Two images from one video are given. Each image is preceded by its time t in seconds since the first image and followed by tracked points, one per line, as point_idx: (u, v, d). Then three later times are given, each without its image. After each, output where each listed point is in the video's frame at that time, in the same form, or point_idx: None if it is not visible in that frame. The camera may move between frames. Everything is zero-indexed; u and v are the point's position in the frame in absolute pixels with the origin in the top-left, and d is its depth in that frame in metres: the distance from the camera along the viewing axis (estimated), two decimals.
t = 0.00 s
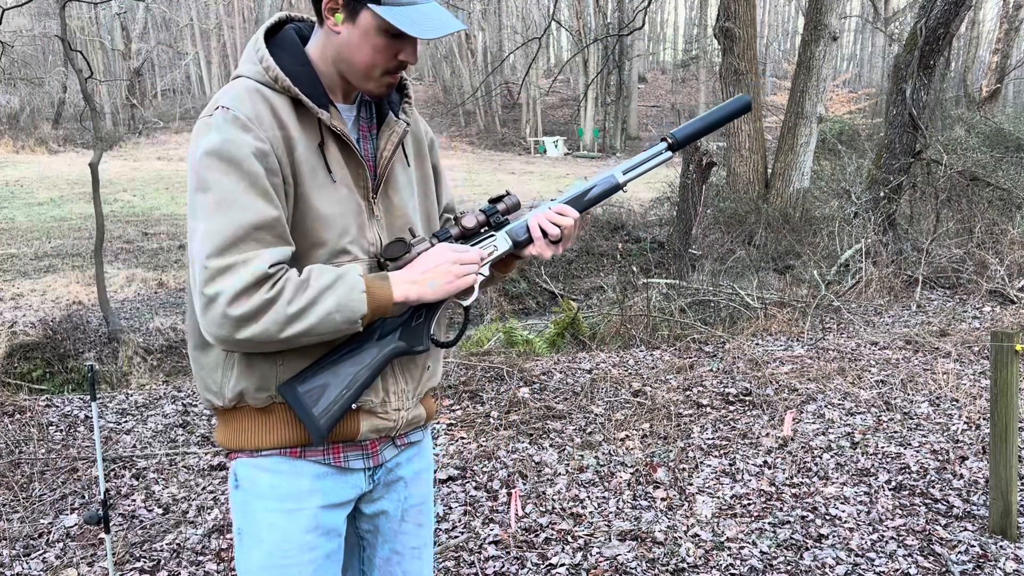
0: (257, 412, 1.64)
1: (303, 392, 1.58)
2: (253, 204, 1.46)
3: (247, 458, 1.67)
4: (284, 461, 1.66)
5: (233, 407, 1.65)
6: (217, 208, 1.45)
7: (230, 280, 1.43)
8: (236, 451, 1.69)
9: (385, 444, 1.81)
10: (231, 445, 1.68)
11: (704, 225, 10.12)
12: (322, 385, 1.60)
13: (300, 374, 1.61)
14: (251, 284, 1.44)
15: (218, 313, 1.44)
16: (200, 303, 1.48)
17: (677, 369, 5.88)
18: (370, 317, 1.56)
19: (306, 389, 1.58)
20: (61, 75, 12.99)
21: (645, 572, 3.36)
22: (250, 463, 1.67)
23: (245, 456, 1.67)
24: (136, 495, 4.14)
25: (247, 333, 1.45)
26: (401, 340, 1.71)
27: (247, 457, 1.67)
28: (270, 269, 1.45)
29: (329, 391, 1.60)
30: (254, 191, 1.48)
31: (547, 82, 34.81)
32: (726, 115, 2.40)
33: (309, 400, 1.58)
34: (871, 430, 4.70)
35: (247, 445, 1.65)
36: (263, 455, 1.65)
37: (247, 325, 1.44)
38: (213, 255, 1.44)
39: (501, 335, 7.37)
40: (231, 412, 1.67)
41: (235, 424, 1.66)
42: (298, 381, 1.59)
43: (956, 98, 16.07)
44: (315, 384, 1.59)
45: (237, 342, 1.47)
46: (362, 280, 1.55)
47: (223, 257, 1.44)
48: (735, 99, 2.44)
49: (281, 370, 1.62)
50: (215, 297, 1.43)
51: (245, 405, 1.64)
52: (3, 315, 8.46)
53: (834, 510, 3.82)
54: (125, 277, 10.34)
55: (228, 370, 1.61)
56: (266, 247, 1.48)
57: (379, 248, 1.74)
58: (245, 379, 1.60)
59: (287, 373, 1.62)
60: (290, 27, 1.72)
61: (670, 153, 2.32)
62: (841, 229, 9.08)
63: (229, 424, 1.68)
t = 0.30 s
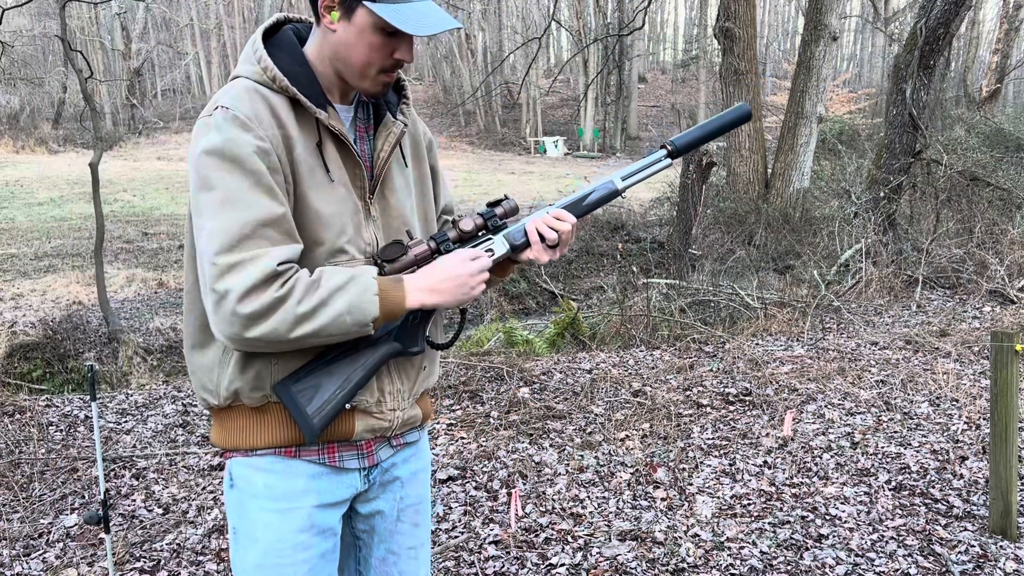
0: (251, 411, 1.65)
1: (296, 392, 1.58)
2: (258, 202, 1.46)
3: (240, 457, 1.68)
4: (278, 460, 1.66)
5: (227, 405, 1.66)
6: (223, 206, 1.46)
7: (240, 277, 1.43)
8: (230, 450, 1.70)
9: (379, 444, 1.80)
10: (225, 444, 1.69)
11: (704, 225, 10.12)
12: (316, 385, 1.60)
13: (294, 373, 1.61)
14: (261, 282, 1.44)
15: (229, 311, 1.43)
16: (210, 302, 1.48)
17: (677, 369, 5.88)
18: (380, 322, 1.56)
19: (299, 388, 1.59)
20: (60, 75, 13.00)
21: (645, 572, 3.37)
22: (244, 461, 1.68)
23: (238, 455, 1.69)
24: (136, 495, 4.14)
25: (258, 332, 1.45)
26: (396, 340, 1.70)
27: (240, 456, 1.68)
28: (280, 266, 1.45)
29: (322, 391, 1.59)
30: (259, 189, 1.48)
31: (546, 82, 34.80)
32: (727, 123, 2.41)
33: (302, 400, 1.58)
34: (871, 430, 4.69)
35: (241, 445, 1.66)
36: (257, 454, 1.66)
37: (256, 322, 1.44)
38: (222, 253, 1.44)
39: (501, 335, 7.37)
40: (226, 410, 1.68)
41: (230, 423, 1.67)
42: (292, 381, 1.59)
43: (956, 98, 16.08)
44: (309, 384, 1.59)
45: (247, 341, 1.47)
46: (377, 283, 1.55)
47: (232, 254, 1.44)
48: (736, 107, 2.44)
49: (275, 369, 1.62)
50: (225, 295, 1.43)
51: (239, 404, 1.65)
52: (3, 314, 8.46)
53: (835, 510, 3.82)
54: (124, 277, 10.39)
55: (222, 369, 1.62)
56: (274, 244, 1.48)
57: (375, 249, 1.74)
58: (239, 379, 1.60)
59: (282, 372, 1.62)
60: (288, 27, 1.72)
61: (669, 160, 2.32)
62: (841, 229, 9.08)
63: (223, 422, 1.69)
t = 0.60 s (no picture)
0: (248, 408, 1.66)
1: (292, 389, 1.59)
2: (277, 198, 1.47)
3: (237, 455, 1.69)
4: (274, 459, 1.66)
5: (223, 402, 1.67)
6: (243, 205, 1.46)
7: (268, 271, 1.42)
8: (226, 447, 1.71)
9: (376, 444, 1.80)
10: (220, 440, 1.70)
11: (704, 225, 10.12)
12: (312, 383, 1.60)
13: (291, 372, 1.61)
14: (291, 279, 1.43)
15: (259, 304, 1.42)
16: (237, 298, 1.46)
17: (677, 369, 5.88)
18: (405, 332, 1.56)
19: (295, 385, 1.59)
20: (60, 75, 12.99)
21: (645, 572, 3.37)
22: (242, 459, 1.68)
23: (234, 452, 1.70)
24: (136, 495, 4.15)
25: (289, 328, 1.45)
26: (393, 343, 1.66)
27: (236, 453, 1.69)
28: (307, 262, 1.46)
29: (317, 390, 1.59)
30: (276, 187, 1.49)
31: (546, 82, 34.79)
32: (732, 129, 2.41)
33: (297, 397, 1.58)
34: (871, 430, 4.70)
35: (237, 442, 1.67)
36: (252, 452, 1.67)
37: (286, 318, 1.44)
38: (249, 246, 1.43)
39: (501, 335, 7.37)
40: (222, 407, 1.69)
41: (226, 419, 1.68)
42: (288, 377, 1.60)
43: (956, 98, 16.09)
44: (304, 381, 1.60)
45: (274, 337, 1.46)
46: (405, 289, 1.55)
47: (258, 249, 1.44)
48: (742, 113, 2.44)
49: (272, 367, 1.63)
50: (254, 289, 1.42)
51: (236, 401, 1.66)
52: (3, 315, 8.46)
53: (834, 510, 3.82)
54: (124, 277, 10.42)
55: (221, 364, 1.64)
56: (297, 241, 1.48)
57: (374, 249, 1.74)
58: (237, 375, 1.61)
59: (278, 370, 1.63)
60: (291, 28, 1.72)
61: (673, 167, 2.32)
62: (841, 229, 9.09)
63: (219, 419, 1.70)
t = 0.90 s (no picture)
0: (251, 406, 1.65)
1: (296, 386, 1.59)
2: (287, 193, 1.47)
3: (241, 454, 1.69)
4: (278, 458, 1.66)
5: (227, 400, 1.67)
6: (252, 200, 1.45)
7: (280, 264, 1.42)
8: (229, 446, 1.71)
9: (380, 444, 1.80)
10: (224, 440, 1.70)
11: (704, 225, 10.12)
12: (315, 381, 1.60)
13: (296, 370, 1.61)
14: (302, 274, 1.43)
15: (270, 297, 1.41)
16: (248, 293, 1.46)
17: (677, 369, 5.88)
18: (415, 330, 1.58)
19: (299, 383, 1.59)
20: (60, 75, 12.99)
21: (645, 572, 3.37)
22: (247, 459, 1.69)
23: (237, 451, 1.70)
24: (136, 495, 4.15)
25: (301, 322, 1.44)
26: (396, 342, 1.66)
27: (240, 452, 1.69)
28: (318, 257, 1.46)
29: (321, 388, 1.59)
30: (284, 184, 1.49)
31: (546, 82, 34.80)
32: (738, 131, 2.41)
33: (301, 394, 1.58)
34: (871, 430, 4.69)
35: (241, 442, 1.67)
36: (256, 451, 1.67)
37: (297, 313, 1.43)
38: (260, 239, 1.43)
39: (501, 336, 7.37)
40: (225, 405, 1.69)
41: (229, 419, 1.68)
42: (292, 375, 1.60)
43: (956, 98, 16.10)
44: (309, 379, 1.60)
45: (284, 332, 1.45)
46: (415, 290, 1.57)
47: (269, 242, 1.43)
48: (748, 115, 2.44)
49: (276, 365, 1.63)
50: (265, 282, 1.41)
51: (239, 399, 1.66)
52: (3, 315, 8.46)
53: (834, 510, 3.82)
54: (124, 277, 10.42)
55: (225, 361, 1.64)
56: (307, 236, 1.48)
57: (378, 248, 1.74)
58: (242, 372, 1.61)
59: (282, 367, 1.64)
60: (298, 28, 1.73)
61: (679, 167, 2.32)
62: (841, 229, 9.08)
63: (222, 418, 1.70)
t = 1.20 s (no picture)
0: (255, 405, 1.66)
1: (299, 383, 1.59)
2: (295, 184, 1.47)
3: (246, 454, 1.70)
4: (282, 457, 1.66)
5: (232, 399, 1.67)
6: (260, 192, 1.45)
7: (290, 252, 1.41)
8: (235, 446, 1.71)
9: (386, 444, 1.80)
10: (227, 440, 1.71)
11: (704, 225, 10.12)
12: (318, 378, 1.60)
13: (299, 366, 1.62)
14: (314, 260, 1.42)
15: (281, 286, 1.41)
16: (258, 285, 1.45)
17: (677, 369, 5.88)
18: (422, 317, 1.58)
19: (302, 380, 1.59)
20: (61, 75, 13.00)
21: (645, 572, 3.37)
22: (252, 457, 1.69)
23: (242, 451, 1.70)
24: (136, 495, 4.15)
25: (313, 308, 1.43)
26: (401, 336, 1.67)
27: (245, 450, 1.69)
28: (329, 245, 1.45)
29: (325, 383, 1.59)
30: (291, 177, 1.49)
31: (546, 82, 34.81)
32: (749, 121, 2.38)
33: (304, 392, 1.58)
34: (871, 430, 4.70)
35: (245, 440, 1.67)
36: (261, 450, 1.67)
37: (310, 298, 1.42)
38: (270, 229, 1.42)
39: (501, 335, 7.37)
40: (229, 404, 1.69)
41: (234, 418, 1.68)
42: (296, 372, 1.61)
43: (956, 98, 16.10)
44: (312, 376, 1.60)
45: (295, 321, 1.44)
46: (422, 278, 1.57)
47: (279, 231, 1.42)
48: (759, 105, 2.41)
49: (280, 362, 1.64)
50: (276, 270, 1.40)
51: (244, 397, 1.66)
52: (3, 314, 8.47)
53: (834, 510, 3.82)
54: (124, 277, 10.42)
55: (231, 359, 1.64)
56: (315, 226, 1.48)
57: (383, 247, 1.74)
58: (247, 370, 1.62)
59: (286, 365, 1.64)
60: (302, 28, 1.74)
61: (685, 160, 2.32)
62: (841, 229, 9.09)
63: (226, 417, 1.71)
